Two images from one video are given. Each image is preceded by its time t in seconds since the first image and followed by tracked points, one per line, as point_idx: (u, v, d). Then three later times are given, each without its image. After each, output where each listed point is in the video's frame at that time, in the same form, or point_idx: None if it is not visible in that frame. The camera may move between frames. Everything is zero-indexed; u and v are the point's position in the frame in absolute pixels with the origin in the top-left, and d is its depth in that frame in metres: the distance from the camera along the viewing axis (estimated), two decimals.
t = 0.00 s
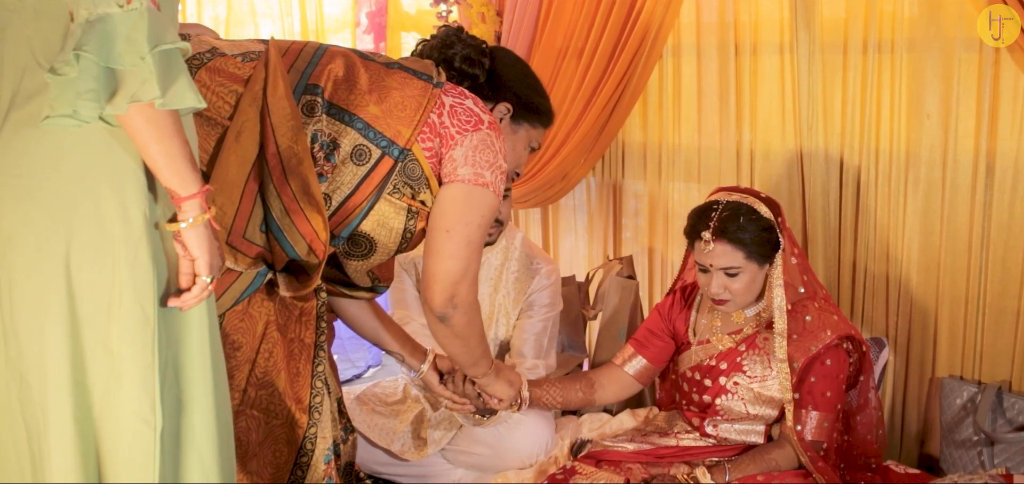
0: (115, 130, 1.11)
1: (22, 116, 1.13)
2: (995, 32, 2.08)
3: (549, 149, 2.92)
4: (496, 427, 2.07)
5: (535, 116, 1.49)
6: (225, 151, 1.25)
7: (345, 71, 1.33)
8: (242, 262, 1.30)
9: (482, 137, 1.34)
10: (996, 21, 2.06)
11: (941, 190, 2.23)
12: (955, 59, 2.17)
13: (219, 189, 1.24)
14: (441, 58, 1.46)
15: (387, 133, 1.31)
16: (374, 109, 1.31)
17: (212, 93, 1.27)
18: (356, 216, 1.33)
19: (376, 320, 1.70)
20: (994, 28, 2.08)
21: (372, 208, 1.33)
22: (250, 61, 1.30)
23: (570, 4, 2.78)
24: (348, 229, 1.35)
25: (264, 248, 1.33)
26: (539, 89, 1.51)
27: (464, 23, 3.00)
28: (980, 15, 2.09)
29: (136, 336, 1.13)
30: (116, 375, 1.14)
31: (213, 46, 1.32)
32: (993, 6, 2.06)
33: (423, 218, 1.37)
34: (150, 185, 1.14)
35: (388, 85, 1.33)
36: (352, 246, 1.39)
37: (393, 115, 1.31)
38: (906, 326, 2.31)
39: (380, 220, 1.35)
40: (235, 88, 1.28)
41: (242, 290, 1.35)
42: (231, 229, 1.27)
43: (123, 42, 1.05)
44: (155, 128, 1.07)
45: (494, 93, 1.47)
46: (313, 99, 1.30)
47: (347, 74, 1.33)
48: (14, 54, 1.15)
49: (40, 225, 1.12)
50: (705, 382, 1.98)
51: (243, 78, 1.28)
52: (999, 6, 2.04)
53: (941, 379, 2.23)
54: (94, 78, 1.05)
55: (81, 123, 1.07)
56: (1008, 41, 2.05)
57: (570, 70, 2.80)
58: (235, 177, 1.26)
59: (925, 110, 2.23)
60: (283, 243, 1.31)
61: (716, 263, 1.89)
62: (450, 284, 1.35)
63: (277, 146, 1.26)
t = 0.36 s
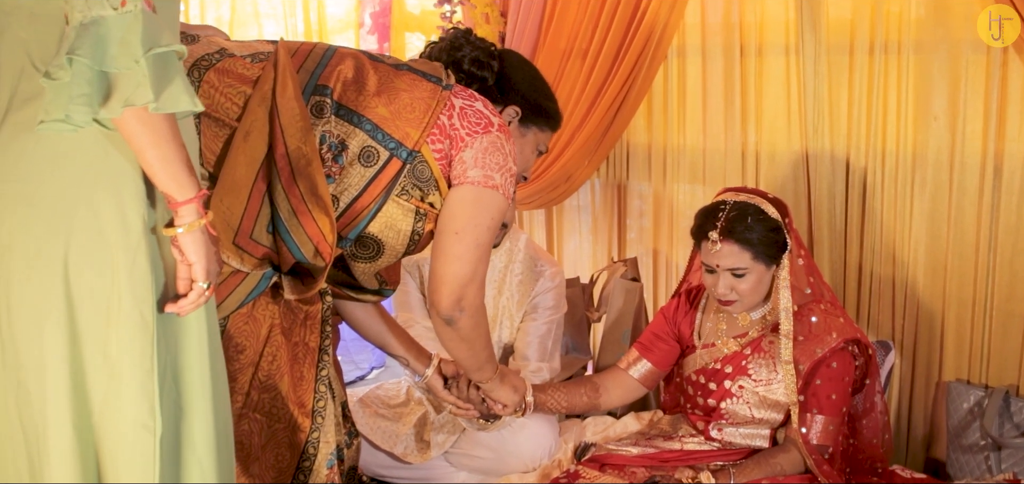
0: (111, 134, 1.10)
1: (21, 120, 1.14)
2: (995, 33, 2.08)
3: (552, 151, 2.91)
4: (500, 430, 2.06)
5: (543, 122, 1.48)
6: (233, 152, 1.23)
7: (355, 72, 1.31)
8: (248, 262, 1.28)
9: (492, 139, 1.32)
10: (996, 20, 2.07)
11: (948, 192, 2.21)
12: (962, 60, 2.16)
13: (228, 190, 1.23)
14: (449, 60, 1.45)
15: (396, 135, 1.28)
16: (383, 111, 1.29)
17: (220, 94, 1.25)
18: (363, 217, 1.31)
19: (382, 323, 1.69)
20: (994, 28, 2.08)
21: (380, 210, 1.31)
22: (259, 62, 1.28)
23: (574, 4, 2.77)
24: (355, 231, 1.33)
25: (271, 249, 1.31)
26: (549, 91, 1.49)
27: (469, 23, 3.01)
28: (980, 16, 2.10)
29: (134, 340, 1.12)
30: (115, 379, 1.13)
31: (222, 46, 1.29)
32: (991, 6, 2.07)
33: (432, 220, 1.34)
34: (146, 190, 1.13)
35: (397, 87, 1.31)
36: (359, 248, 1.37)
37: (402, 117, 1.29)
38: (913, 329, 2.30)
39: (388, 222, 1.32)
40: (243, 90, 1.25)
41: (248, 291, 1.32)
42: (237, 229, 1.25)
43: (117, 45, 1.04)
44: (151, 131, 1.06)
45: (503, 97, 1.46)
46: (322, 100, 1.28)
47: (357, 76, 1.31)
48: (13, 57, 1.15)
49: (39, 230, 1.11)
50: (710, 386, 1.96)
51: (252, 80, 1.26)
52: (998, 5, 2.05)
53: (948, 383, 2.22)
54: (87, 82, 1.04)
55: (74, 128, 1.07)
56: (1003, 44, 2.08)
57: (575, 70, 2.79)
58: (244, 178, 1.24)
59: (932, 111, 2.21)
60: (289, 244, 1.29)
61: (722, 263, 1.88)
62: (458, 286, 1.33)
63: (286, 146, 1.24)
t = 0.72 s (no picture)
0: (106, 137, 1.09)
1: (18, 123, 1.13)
2: (995, 33, 2.08)
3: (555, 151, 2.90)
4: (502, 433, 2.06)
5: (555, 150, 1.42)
6: (235, 155, 1.22)
7: (360, 76, 1.29)
8: (248, 266, 1.27)
9: (497, 146, 1.29)
10: (996, 21, 2.07)
11: (954, 193, 2.19)
12: (969, 61, 2.14)
13: (229, 193, 1.22)
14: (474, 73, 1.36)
15: (399, 140, 1.27)
16: (387, 116, 1.27)
17: (224, 96, 1.23)
18: (365, 223, 1.30)
19: (382, 326, 1.68)
20: (994, 29, 2.09)
21: (382, 216, 1.30)
22: (264, 64, 1.26)
23: (578, 4, 2.76)
24: (357, 236, 1.32)
25: (272, 253, 1.30)
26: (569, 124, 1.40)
27: (472, 23, 3.02)
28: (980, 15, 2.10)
29: (131, 346, 1.11)
30: (113, 385, 1.12)
31: (226, 47, 1.27)
32: (993, 5, 2.06)
33: (434, 227, 1.32)
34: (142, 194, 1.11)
35: (401, 92, 1.29)
36: (361, 253, 1.36)
37: (406, 123, 1.27)
38: (919, 331, 2.28)
39: (390, 227, 1.31)
40: (246, 91, 1.24)
41: (249, 294, 1.31)
42: (238, 232, 1.24)
43: (111, 49, 1.03)
44: (147, 136, 1.05)
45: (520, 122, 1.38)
46: (326, 104, 1.26)
47: (361, 79, 1.29)
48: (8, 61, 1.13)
49: (36, 235, 1.10)
50: (713, 388, 1.95)
51: (255, 82, 1.25)
52: (999, 6, 2.05)
53: (954, 386, 2.20)
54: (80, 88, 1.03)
55: (69, 132, 1.07)
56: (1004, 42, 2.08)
57: (578, 70, 2.77)
58: (246, 181, 1.23)
59: (938, 112, 2.19)
60: (290, 249, 1.28)
61: (727, 264, 1.86)
62: (461, 291, 1.29)
63: (289, 150, 1.22)
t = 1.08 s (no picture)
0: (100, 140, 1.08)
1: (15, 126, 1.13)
2: (996, 33, 2.09)
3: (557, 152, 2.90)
4: (503, 436, 2.06)
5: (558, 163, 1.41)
6: (233, 158, 1.22)
7: (360, 79, 1.28)
8: (245, 270, 1.26)
9: (496, 152, 1.28)
10: (996, 21, 2.08)
11: (958, 195, 2.18)
12: (973, 61, 2.13)
13: (227, 196, 1.21)
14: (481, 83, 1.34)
15: (398, 145, 1.26)
16: (387, 120, 1.27)
17: (223, 98, 1.23)
18: (363, 228, 1.30)
19: (382, 329, 1.67)
20: (994, 29, 2.09)
21: (380, 221, 1.29)
22: (264, 66, 1.26)
23: (581, 3, 2.75)
24: (355, 241, 1.31)
25: (269, 257, 1.29)
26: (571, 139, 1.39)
27: (474, 23, 3.05)
28: (979, 16, 2.11)
29: (127, 350, 1.10)
30: (108, 389, 1.11)
31: (226, 49, 1.27)
32: (989, 7, 2.09)
33: (433, 232, 1.31)
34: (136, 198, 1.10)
35: (402, 96, 1.29)
36: (359, 258, 1.35)
37: (406, 127, 1.27)
38: (922, 333, 2.27)
39: (388, 232, 1.30)
40: (245, 93, 1.23)
41: (246, 298, 1.30)
42: (235, 236, 1.23)
43: (105, 51, 1.02)
44: (141, 138, 1.04)
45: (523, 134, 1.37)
46: (324, 107, 1.26)
47: (361, 82, 1.28)
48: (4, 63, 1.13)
49: (33, 239, 1.10)
50: (715, 391, 1.94)
51: (255, 84, 1.24)
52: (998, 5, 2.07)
53: (958, 388, 2.18)
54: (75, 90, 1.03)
55: (63, 135, 1.06)
56: (1009, 42, 2.07)
57: (581, 70, 2.76)
58: (243, 183, 1.22)
59: (942, 113, 2.18)
60: (288, 253, 1.27)
61: (728, 266, 1.86)
62: (458, 300, 1.28)
63: (286, 154, 1.22)
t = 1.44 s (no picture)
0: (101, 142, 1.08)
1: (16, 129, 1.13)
2: (996, 33, 2.09)
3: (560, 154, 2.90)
4: (505, 438, 2.06)
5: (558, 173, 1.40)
6: (235, 161, 1.22)
7: (363, 83, 1.28)
8: (248, 274, 1.26)
9: (498, 159, 1.28)
10: (996, 21, 2.09)
11: (962, 197, 2.18)
12: (976, 62, 2.12)
13: (229, 200, 1.21)
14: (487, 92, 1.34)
15: (401, 149, 1.26)
16: (390, 125, 1.27)
17: (225, 100, 1.22)
18: (366, 232, 1.30)
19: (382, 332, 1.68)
20: (994, 29, 2.10)
21: (382, 225, 1.29)
22: (266, 68, 1.26)
23: (583, 4, 2.75)
24: (357, 245, 1.32)
25: (271, 260, 1.29)
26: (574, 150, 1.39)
27: (477, 24, 3.01)
28: (979, 16, 2.11)
29: (127, 352, 1.10)
30: (109, 391, 1.11)
31: (229, 51, 1.26)
32: (991, 6, 2.09)
33: (435, 237, 1.31)
34: (138, 201, 1.11)
35: (405, 100, 1.29)
36: (360, 262, 1.35)
37: (409, 132, 1.27)
38: (925, 335, 2.27)
39: (390, 237, 1.31)
40: (248, 96, 1.23)
41: (249, 300, 1.30)
42: (237, 240, 1.23)
43: (106, 54, 1.02)
44: (142, 141, 1.04)
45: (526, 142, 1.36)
46: (326, 111, 1.26)
47: (364, 86, 1.28)
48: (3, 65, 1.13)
49: (33, 242, 1.10)
50: (718, 393, 1.94)
51: (257, 87, 1.24)
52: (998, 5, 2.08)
53: (961, 390, 2.18)
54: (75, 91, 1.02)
55: (63, 137, 1.05)
56: (1010, 41, 2.07)
57: (583, 72, 2.76)
58: (245, 187, 1.22)
59: (945, 115, 2.18)
60: (290, 257, 1.27)
61: (731, 267, 1.86)
62: (458, 306, 1.29)
63: (288, 157, 1.22)
